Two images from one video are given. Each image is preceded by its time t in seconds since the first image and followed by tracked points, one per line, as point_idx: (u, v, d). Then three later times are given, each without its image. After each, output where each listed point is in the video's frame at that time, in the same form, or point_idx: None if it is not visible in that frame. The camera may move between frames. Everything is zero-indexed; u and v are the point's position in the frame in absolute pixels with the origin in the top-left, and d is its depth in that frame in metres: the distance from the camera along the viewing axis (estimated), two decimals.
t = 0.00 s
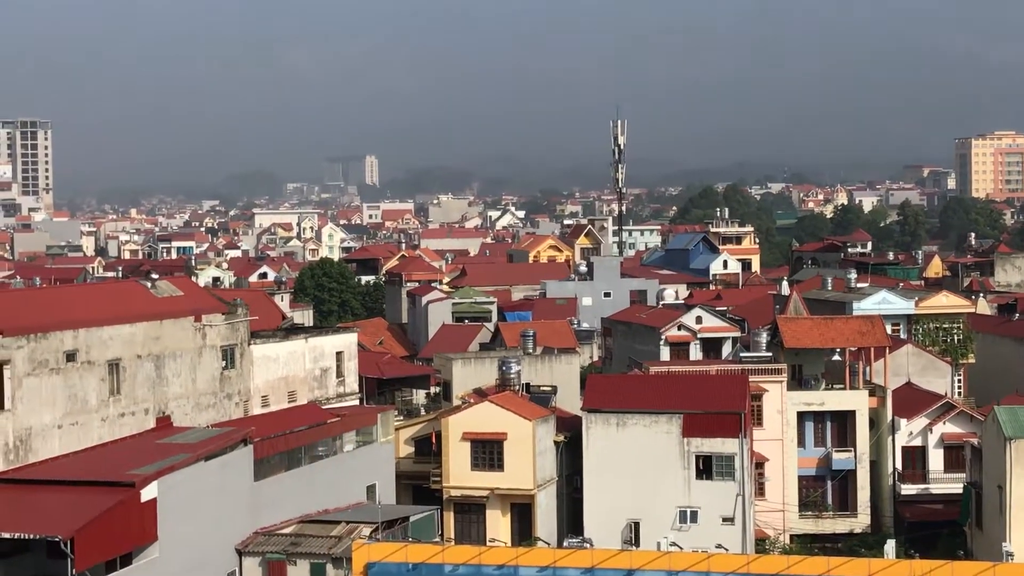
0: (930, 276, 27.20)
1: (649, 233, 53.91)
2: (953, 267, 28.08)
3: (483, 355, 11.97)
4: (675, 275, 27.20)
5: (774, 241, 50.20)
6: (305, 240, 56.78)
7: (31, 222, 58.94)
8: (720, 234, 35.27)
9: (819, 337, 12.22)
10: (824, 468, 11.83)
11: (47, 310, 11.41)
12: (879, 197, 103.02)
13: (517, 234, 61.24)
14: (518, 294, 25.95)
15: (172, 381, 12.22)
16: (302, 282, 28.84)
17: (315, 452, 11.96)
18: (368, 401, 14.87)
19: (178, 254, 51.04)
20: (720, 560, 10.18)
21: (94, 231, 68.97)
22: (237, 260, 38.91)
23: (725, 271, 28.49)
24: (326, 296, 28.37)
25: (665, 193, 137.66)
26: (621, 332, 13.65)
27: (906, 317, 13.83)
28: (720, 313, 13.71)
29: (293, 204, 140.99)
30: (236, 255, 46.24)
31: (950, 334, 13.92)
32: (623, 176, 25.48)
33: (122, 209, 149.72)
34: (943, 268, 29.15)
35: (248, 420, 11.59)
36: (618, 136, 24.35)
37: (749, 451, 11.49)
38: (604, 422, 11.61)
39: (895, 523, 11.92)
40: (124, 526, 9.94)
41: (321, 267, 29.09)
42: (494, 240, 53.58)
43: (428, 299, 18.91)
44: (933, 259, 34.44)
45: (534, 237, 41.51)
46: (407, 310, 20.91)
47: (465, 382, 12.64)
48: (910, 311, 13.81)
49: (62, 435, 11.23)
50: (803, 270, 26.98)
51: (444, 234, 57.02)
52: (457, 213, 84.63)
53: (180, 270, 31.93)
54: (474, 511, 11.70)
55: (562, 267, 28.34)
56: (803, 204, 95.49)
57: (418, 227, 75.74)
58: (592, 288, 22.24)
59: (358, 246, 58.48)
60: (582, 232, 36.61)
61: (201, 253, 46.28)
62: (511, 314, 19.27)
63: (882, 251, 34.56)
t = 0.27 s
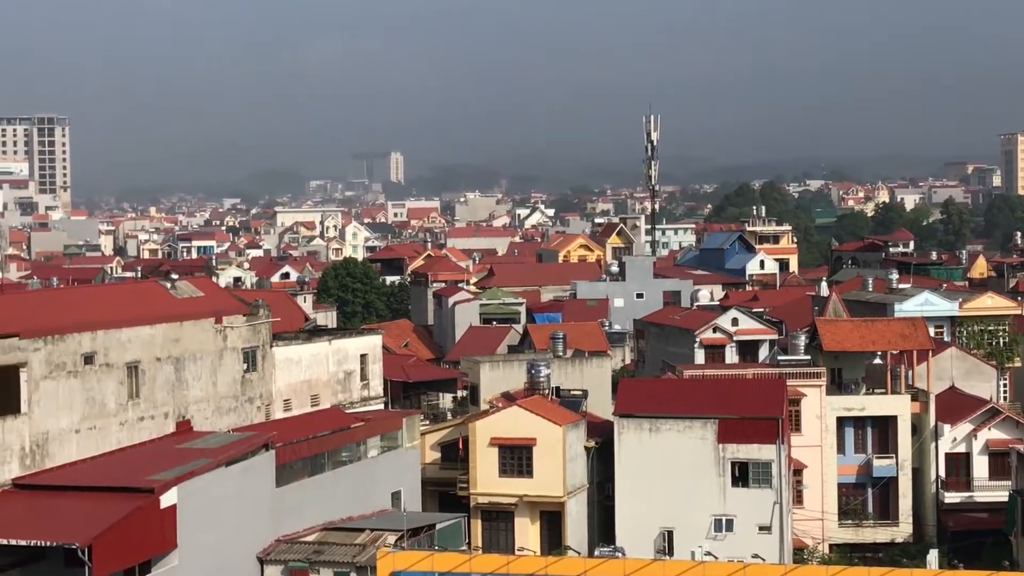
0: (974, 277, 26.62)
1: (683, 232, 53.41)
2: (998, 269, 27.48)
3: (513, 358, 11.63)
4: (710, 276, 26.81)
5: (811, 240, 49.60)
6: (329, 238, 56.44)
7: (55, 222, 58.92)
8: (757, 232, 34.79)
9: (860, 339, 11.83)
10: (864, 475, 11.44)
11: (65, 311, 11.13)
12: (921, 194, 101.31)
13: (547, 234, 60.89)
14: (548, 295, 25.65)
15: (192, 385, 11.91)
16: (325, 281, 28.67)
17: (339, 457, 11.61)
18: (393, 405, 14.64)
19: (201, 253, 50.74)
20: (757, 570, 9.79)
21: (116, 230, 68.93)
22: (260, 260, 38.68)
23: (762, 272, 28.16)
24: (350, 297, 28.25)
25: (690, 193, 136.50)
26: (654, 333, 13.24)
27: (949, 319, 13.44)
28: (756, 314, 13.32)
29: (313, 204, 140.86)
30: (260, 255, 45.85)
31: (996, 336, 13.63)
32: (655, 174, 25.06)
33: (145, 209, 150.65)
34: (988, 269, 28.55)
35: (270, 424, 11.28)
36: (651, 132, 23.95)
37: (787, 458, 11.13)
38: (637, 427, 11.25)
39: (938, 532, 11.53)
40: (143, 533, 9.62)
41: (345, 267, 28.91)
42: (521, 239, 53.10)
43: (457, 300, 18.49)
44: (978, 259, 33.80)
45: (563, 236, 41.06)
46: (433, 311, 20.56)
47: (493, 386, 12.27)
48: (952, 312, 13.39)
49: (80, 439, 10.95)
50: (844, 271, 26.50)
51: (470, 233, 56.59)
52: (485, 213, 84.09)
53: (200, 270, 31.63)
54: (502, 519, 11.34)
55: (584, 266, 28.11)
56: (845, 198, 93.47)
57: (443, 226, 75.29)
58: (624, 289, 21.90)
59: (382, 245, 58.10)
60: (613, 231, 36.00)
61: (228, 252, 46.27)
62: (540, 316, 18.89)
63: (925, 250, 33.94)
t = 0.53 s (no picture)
0: None
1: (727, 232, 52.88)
2: None
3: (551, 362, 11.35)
4: (755, 277, 26.44)
5: (860, 240, 48.93)
6: (363, 239, 56.20)
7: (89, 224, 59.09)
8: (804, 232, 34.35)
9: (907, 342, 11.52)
10: (914, 480, 11.17)
11: (95, 314, 10.94)
12: (965, 195, 99.75)
13: (588, 234, 60.49)
14: (587, 297, 25.39)
15: (224, 389, 11.66)
16: (360, 284, 28.45)
17: (373, 463, 11.36)
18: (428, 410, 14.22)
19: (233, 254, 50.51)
20: None
21: (148, 231, 68.99)
22: (294, 261, 38.53)
23: (809, 272, 27.55)
24: (385, 299, 28.10)
25: (750, 189, 135.41)
26: (697, 337, 12.90)
27: (1002, 321, 13.09)
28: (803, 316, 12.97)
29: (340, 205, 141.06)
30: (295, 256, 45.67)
31: None
32: (699, 173, 24.74)
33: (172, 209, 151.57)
34: None
35: (303, 430, 11.02)
36: (695, 128, 23.64)
37: (834, 465, 10.81)
38: (680, 433, 10.95)
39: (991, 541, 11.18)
40: (174, 541, 9.38)
41: (379, 268, 28.65)
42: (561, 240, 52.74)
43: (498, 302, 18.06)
44: None
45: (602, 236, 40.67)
46: (471, 314, 20.31)
47: (531, 391, 11.98)
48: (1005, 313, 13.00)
49: (110, 445, 10.76)
50: (893, 272, 26.05)
51: (505, 234, 56.22)
52: (524, 212, 83.50)
53: (233, 271, 31.49)
54: (541, 527, 11.06)
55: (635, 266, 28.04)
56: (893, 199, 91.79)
57: (476, 227, 74.84)
58: (667, 291, 21.71)
59: (418, 246, 57.76)
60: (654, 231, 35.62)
61: (265, 253, 46.29)
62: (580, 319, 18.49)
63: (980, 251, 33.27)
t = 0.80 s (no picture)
0: None
1: (783, 233, 52.45)
2: None
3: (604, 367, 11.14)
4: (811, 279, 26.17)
5: (922, 241, 48.34)
6: (414, 242, 56.25)
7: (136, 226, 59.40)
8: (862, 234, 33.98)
9: (974, 346, 11.32)
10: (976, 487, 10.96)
11: (142, 318, 10.83)
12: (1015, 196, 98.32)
13: (640, 236, 60.23)
14: (642, 302, 25.25)
15: (272, 394, 11.51)
16: (409, 287, 28.26)
17: (423, 470, 11.17)
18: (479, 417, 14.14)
19: (279, 257, 50.39)
20: None
21: (194, 234, 69.22)
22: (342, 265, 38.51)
23: (868, 275, 27.24)
24: (434, 303, 27.93)
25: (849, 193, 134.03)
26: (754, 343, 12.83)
27: None
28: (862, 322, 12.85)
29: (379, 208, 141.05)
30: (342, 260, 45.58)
31: None
32: (755, 172, 24.60)
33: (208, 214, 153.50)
34: None
35: (352, 435, 10.84)
36: (750, 128, 23.41)
37: (895, 472, 10.58)
38: (736, 440, 10.73)
39: None
40: (222, 547, 9.20)
41: (429, 271, 28.45)
42: (612, 242, 52.51)
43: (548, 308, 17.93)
44: None
45: (655, 238, 40.24)
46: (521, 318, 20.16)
47: (583, 397, 11.79)
48: None
49: (157, 451, 10.66)
50: (955, 274, 25.68)
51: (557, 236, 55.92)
52: (578, 214, 82.83)
53: (280, 275, 31.46)
54: (595, 535, 10.85)
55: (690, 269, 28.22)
56: (953, 200, 90.50)
57: (525, 228, 74.49)
58: (722, 294, 21.61)
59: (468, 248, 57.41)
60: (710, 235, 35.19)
61: (314, 256, 46.57)
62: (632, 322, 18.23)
63: None
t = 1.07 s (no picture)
0: None
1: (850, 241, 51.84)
2: None
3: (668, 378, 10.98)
4: (880, 290, 25.89)
5: (995, 250, 47.52)
6: (476, 251, 56.54)
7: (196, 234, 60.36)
8: (932, 243, 33.53)
9: None
10: None
11: (202, 329, 10.76)
12: None
13: (701, 243, 59.90)
14: (707, 311, 25.17)
15: (333, 405, 11.41)
16: (472, 298, 28.39)
17: (485, 482, 11.03)
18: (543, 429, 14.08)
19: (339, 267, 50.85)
20: None
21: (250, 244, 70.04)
22: (401, 274, 38.80)
23: (938, 285, 26.92)
24: (496, 313, 27.95)
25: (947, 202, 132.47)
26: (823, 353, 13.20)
27: None
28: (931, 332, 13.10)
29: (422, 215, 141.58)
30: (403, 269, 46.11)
31: None
32: (820, 180, 24.42)
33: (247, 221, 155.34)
34: None
35: (413, 447, 10.70)
36: (817, 136, 23.20)
37: (965, 486, 10.41)
38: (804, 452, 10.54)
39: None
40: (283, 560, 9.08)
41: (492, 282, 28.47)
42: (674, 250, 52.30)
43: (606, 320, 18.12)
44: None
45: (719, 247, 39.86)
46: (584, 329, 20.21)
47: (647, 408, 11.64)
48: None
49: (218, 462, 10.58)
50: None
51: (621, 245, 55.68)
52: (637, 224, 82.11)
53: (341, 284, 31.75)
54: (660, 548, 10.70)
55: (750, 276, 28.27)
56: None
57: (593, 236, 74.11)
58: (789, 305, 21.63)
59: (530, 258, 57.24)
60: (776, 243, 34.69)
61: (373, 266, 47.11)
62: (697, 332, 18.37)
63: None
